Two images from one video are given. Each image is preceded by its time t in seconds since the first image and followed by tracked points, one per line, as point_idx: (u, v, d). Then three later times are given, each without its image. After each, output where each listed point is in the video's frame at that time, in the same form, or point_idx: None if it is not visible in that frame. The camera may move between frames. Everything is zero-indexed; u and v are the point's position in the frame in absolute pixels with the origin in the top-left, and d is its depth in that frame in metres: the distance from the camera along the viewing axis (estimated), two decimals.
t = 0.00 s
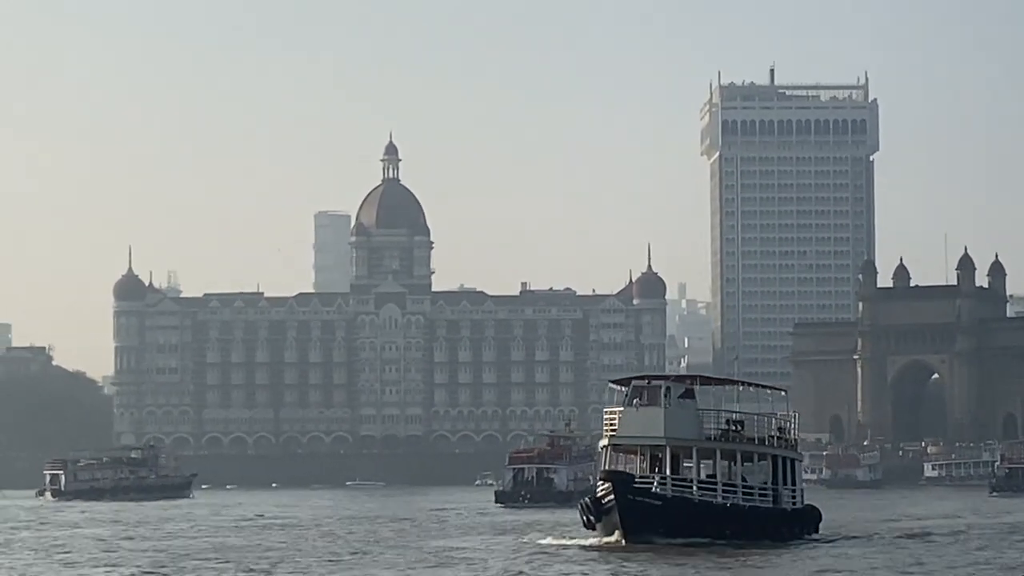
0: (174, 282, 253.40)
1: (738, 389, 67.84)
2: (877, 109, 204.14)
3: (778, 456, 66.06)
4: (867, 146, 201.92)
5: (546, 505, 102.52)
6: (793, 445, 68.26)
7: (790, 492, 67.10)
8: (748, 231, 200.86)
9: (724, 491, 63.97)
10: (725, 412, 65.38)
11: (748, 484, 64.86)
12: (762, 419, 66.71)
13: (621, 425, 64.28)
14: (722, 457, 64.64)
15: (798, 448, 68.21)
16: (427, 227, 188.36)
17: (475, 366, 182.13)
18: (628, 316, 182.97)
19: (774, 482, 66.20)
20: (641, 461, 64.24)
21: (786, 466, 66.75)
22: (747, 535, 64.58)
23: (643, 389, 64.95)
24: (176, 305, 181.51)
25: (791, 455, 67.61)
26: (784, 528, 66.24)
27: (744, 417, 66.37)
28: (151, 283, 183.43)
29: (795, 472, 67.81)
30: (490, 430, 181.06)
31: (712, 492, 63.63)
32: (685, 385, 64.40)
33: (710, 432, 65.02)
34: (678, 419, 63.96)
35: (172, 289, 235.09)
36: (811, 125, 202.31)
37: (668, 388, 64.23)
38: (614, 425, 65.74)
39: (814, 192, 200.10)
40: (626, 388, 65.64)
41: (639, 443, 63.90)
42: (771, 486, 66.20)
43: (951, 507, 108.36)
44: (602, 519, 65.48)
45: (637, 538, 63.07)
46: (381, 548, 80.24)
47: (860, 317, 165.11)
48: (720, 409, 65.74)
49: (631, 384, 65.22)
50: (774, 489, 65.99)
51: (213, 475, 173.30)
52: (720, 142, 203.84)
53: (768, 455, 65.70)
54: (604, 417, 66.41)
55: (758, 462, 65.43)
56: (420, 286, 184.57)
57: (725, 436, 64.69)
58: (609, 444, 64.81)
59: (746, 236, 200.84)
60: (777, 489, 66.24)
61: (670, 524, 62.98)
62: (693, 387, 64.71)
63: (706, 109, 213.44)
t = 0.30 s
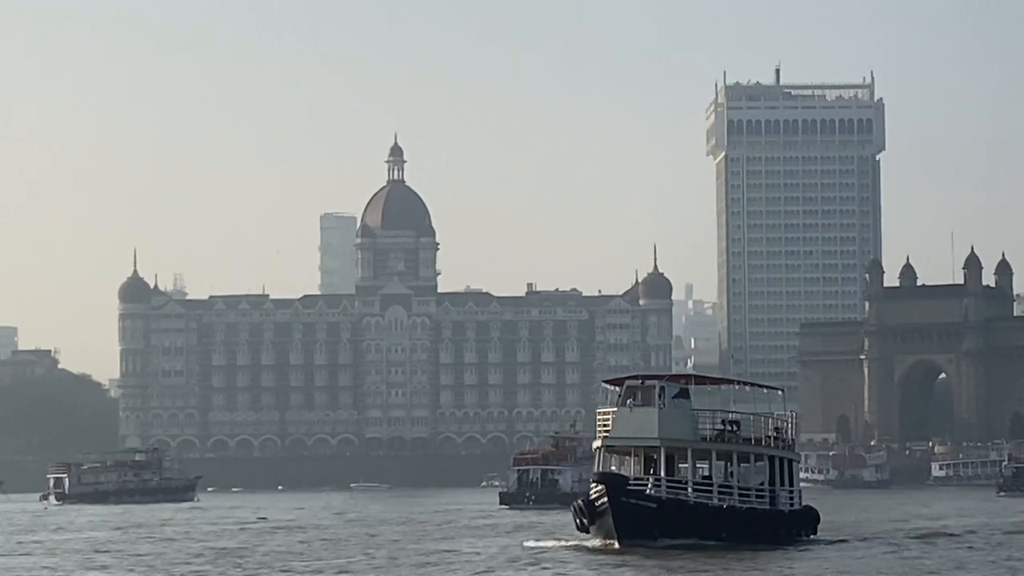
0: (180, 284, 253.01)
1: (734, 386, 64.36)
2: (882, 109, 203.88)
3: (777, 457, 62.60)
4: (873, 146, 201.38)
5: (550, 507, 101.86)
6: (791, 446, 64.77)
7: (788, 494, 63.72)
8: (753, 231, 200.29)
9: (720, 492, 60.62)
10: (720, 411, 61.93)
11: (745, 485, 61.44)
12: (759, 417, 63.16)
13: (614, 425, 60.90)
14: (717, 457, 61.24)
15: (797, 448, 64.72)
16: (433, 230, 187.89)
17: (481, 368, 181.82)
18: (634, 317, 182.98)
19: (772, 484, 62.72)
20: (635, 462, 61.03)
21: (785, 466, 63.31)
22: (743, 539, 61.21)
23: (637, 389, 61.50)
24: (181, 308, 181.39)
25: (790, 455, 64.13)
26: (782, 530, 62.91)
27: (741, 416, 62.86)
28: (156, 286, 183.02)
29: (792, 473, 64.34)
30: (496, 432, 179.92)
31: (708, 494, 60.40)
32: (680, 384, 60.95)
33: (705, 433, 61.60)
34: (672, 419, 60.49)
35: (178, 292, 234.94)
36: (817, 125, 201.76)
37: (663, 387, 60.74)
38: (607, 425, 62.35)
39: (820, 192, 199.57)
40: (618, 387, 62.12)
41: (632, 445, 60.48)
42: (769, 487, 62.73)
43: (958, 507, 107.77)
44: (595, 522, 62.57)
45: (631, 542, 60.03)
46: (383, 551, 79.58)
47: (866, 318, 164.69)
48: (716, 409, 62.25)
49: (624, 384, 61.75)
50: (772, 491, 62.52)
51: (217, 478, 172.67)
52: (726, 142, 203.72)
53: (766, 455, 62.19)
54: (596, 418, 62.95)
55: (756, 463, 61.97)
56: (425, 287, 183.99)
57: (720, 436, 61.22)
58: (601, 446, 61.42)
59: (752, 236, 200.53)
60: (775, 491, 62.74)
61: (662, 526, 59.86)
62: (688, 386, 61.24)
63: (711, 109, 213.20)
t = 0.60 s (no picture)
0: (185, 289, 252.73)
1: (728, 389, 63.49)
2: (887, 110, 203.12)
3: (773, 460, 61.86)
4: (878, 146, 200.43)
5: (554, 511, 101.56)
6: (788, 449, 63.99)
7: (784, 497, 62.93)
8: (758, 234, 200.20)
9: (715, 496, 59.85)
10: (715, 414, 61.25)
11: (740, 489, 60.64)
12: (754, 420, 62.02)
13: (606, 429, 60.49)
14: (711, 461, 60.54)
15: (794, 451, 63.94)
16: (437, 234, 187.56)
17: (485, 370, 181.55)
18: (639, 320, 181.94)
19: (769, 487, 61.92)
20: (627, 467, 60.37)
21: (780, 469, 62.50)
22: (740, 544, 60.39)
23: (629, 392, 61.18)
24: (184, 313, 180.97)
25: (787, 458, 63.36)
26: (779, 534, 61.99)
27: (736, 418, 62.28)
28: (160, 290, 182.79)
29: (790, 477, 63.52)
30: (501, 435, 179.67)
31: (701, 498, 59.53)
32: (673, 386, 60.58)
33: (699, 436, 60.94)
34: (664, 422, 60.01)
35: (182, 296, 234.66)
36: (822, 127, 201.26)
37: (655, 390, 60.41)
38: (599, 429, 61.92)
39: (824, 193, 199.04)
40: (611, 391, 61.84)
41: (624, 447, 60.04)
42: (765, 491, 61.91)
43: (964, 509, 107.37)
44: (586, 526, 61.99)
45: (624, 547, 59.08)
46: (385, 555, 79.35)
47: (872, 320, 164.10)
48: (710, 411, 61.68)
49: (616, 387, 61.42)
50: (769, 494, 61.71)
51: (222, 483, 172.18)
52: (730, 143, 203.31)
53: (761, 458, 61.42)
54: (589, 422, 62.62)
55: (751, 466, 61.19)
56: (430, 290, 183.55)
57: (715, 439, 60.53)
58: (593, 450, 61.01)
59: (757, 239, 200.42)
60: (772, 494, 61.92)
61: (656, 532, 58.90)
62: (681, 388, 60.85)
63: (715, 111, 212.83)
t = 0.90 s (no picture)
0: (188, 297, 252.60)
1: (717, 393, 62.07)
2: (891, 114, 203.01)
3: (765, 465, 60.60)
4: (882, 151, 200.46)
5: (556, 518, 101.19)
6: (779, 454, 62.85)
7: (777, 503, 61.69)
8: (762, 240, 199.51)
9: (707, 502, 58.39)
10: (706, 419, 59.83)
11: (733, 495, 59.29)
12: (747, 425, 61.77)
13: (596, 433, 58.85)
14: (704, 467, 59.14)
15: (784, 456, 62.80)
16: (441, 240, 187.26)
17: (490, 376, 180.95)
18: (643, 324, 182.02)
19: (760, 493, 60.69)
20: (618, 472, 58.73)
21: (773, 475, 61.33)
22: (733, 550, 59.01)
23: (620, 397, 59.57)
24: (187, 320, 180.92)
25: (777, 463, 62.22)
26: (772, 540, 60.90)
27: (727, 423, 60.93)
28: (163, 297, 182.64)
29: (781, 483, 62.37)
30: (505, 441, 178.84)
31: (695, 504, 58.01)
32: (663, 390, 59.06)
33: (691, 441, 59.40)
34: (657, 427, 58.33)
35: (186, 303, 234.63)
36: (824, 131, 201.54)
37: (646, 394, 58.75)
38: (589, 433, 60.18)
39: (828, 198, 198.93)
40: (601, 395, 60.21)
41: (614, 452, 58.24)
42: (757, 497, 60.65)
43: (969, 514, 106.91)
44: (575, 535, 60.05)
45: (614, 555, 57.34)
46: (385, 563, 78.99)
47: (876, 324, 163.64)
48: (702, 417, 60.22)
49: (606, 391, 59.78)
50: (760, 500, 60.48)
51: (225, 490, 171.76)
52: (733, 148, 203.30)
53: (753, 463, 60.15)
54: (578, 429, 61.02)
55: (744, 471, 59.95)
56: (434, 296, 183.09)
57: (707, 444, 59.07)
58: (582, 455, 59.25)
59: (761, 244, 199.60)
60: (763, 501, 60.66)
61: (648, 539, 57.21)
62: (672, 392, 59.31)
63: (718, 116, 212.80)
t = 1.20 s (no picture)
0: (190, 305, 252.23)
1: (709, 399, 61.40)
2: (895, 121, 202.54)
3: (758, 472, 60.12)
4: (886, 158, 200.01)
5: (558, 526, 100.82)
6: (772, 462, 62.30)
7: (770, 511, 61.19)
8: (766, 246, 198.98)
9: (698, 510, 57.98)
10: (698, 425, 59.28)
11: (724, 503, 58.84)
12: (739, 433, 60.73)
13: (585, 439, 58.25)
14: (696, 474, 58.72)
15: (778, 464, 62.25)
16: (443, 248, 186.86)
17: (493, 384, 180.25)
18: (646, 332, 182.00)
19: (752, 501, 60.24)
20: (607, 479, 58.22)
21: (765, 482, 60.93)
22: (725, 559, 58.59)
23: (610, 403, 58.94)
24: (190, 327, 180.49)
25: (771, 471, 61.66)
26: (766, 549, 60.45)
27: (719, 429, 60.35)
28: (168, 305, 182.20)
29: (775, 490, 61.87)
30: (508, 449, 178.42)
31: (686, 512, 57.64)
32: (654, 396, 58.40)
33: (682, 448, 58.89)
34: (647, 434, 57.81)
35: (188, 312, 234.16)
36: (828, 137, 200.79)
37: (637, 400, 58.14)
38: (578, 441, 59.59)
39: (831, 205, 198.31)
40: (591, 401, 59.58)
41: (605, 459, 57.75)
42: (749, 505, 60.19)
43: (973, 522, 106.50)
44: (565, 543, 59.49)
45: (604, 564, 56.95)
46: (385, 572, 78.65)
47: (880, 331, 163.20)
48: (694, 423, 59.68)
49: (596, 397, 59.12)
50: (753, 508, 60.03)
51: (227, 499, 171.50)
52: (736, 155, 203.16)
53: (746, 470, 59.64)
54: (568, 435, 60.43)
55: (736, 479, 59.56)
56: (436, 304, 182.75)
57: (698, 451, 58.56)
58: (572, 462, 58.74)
59: (764, 250, 199.10)
60: (756, 508, 60.21)
61: (637, 546, 56.81)
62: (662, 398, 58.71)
63: (721, 123, 212.54)
